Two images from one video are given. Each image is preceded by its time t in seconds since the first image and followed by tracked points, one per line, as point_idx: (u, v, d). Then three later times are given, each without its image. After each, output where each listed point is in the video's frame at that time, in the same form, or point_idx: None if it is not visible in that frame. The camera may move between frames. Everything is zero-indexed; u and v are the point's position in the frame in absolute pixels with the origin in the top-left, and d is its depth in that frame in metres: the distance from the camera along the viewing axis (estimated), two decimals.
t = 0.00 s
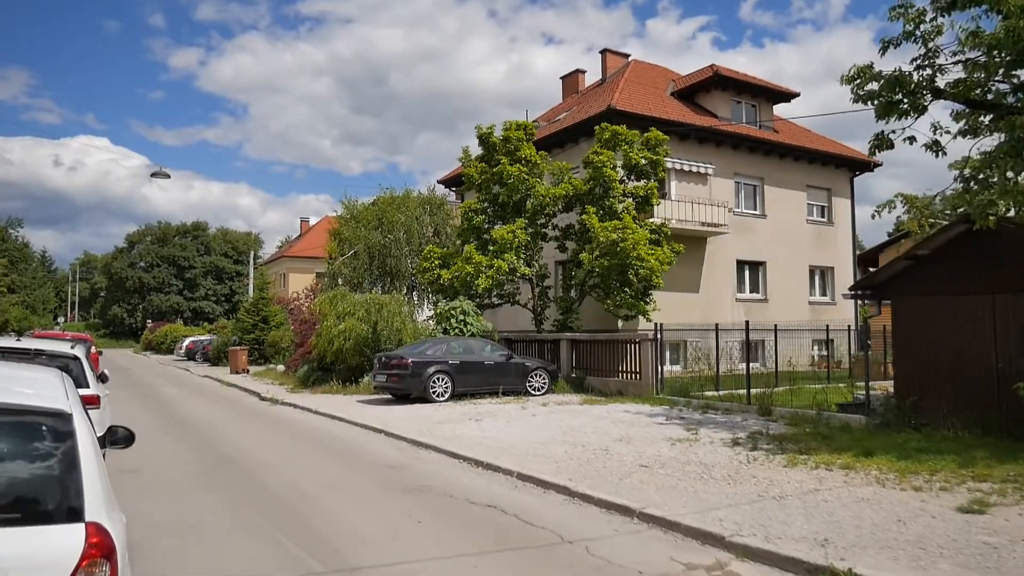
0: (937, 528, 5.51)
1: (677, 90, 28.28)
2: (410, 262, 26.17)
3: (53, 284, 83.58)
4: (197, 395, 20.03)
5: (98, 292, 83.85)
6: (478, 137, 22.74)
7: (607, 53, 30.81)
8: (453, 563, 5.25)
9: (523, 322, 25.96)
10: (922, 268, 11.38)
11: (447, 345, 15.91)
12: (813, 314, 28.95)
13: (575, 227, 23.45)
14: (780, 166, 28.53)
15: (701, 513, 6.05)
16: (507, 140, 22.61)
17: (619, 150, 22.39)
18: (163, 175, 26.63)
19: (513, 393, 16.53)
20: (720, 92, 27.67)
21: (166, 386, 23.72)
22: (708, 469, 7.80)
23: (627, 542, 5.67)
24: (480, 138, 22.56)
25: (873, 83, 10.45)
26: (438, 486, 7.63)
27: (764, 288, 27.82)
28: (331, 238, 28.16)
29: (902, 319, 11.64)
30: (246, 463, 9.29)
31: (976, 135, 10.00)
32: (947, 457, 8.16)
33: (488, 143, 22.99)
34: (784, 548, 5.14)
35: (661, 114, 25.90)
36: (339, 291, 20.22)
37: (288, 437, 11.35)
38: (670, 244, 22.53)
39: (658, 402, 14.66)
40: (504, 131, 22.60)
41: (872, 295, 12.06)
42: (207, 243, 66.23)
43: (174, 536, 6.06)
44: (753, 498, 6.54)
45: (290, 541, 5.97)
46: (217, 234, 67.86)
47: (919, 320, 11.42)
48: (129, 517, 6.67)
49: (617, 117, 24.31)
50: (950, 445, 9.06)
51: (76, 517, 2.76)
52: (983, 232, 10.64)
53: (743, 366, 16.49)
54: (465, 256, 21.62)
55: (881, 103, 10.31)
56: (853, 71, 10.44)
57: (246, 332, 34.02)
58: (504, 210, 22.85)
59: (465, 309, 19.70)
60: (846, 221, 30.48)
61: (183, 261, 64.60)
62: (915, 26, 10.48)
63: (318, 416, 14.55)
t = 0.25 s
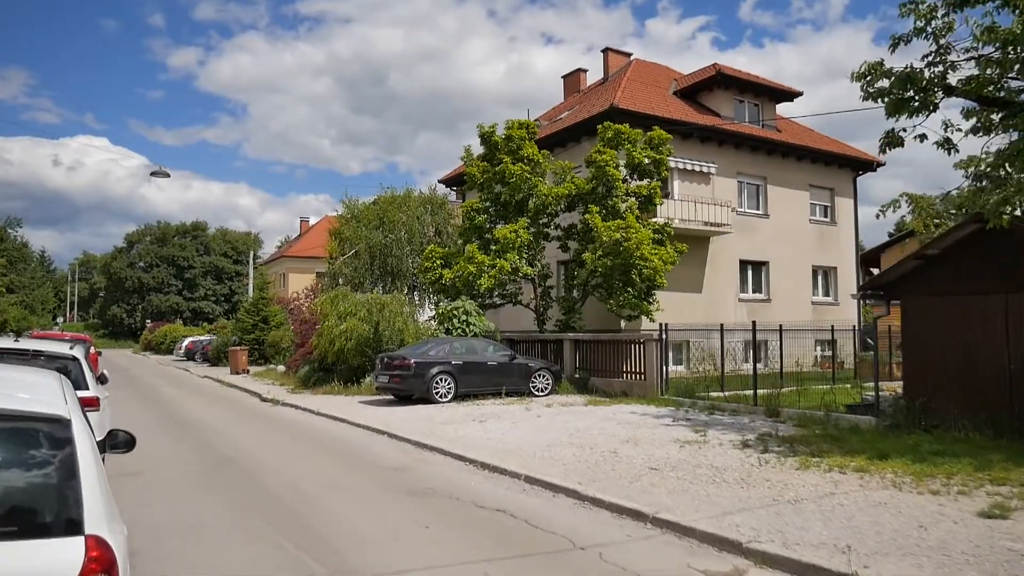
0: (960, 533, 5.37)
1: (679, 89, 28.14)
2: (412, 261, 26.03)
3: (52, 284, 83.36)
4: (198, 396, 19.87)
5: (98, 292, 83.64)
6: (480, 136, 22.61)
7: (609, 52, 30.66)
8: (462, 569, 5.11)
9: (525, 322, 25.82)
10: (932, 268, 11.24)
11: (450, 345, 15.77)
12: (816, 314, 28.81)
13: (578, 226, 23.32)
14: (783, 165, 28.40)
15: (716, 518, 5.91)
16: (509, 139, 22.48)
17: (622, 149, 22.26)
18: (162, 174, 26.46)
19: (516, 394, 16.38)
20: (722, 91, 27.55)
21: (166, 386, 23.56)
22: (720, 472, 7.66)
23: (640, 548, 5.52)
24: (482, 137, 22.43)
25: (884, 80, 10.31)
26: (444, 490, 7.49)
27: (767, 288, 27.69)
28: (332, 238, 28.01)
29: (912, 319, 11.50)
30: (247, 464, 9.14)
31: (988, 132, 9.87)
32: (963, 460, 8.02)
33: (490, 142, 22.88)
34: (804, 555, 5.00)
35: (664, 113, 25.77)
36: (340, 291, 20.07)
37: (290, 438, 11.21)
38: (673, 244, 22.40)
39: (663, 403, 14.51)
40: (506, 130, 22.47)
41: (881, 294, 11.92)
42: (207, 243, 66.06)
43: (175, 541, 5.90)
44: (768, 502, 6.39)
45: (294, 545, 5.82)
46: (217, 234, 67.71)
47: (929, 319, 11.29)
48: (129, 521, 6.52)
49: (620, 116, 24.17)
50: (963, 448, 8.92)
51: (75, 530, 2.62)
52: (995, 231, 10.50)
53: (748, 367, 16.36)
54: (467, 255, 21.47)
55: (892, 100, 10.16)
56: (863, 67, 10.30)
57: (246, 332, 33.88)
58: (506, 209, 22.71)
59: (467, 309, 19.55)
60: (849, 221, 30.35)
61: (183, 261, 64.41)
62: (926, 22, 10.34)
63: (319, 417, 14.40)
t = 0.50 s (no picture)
0: (987, 541, 5.23)
1: (682, 88, 28.00)
2: (413, 260, 25.89)
3: (50, 283, 83.08)
4: (198, 396, 19.73)
5: (96, 291, 83.41)
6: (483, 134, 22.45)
7: (611, 50, 30.50)
8: None
9: (527, 322, 25.68)
10: (944, 268, 11.09)
11: (453, 345, 15.62)
12: (819, 314, 28.69)
13: (581, 225, 23.18)
14: (786, 164, 28.26)
15: (733, 524, 5.76)
16: (512, 138, 22.33)
17: (625, 148, 22.11)
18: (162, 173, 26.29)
19: (520, 395, 16.23)
20: (726, 90, 27.41)
21: (166, 386, 23.39)
22: (733, 476, 7.51)
23: (656, 556, 5.37)
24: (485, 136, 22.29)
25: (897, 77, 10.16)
26: (453, 494, 7.33)
27: (770, 288, 27.55)
28: (333, 237, 27.84)
29: (923, 320, 11.35)
30: (251, 467, 8.98)
31: (1003, 129, 9.72)
32: (980, 463, 7.87)
33: (493, 141, 22.73)
34: (829, 563, 4.85)
35: (667, 111, 25.62)
36: (342, 291, 19.91)
37: (293, 441, 11.06)
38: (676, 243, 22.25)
39: (669, 404, 14.36)
40: (509, 128, 22.31)
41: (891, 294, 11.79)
42: (207, 242, 65.87)
43: (178, 549, 5.74)
44: (787, 508, 6.24)
45: (301, 553, 5.66)
46: (216, 233, 67.54)
47: (940, 320, 11.15)
48: (130, 528, 6.35)
49: (623, 115, 24.03)
50: (979, 450, 8.77)
51: (76, 546, 2.47)
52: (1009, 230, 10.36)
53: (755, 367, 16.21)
54: (470, 255, 21.31)
55: (905, 97, 10.01)
56: (876, 63, 10.16)
57: (246, 331, 33.74)
58: (509, 208, 22.55)
59: (470, 309, 19.40)
60: (852, 220, 30.21)
61: (182, 260, 64.20)
62: (939, 18, 10.19)
63: (322, 418, 14.24)
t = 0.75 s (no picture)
0: (1014, 547, 5.07)
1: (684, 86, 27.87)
2: (413, 260, 25.73)
3: (48, 283, 82.76)
4: (197, 397, 19.54)
5: (95, 291, 83.13)
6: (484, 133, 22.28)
7: (612, 49, 30.36)
8: None
9: (528, 321, 25.53)
10: (956, 267, 10.92)
11: (455, 345, 15.46)
12: (821, 314, 28.55)
13: (582, 225, 23.02)
14: (788, 163, 28.13)
15: (750, 530, 5.60)
16: (514, 136, 22.17)
17: (628, 146, 21.94)
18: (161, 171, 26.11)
19: (523, 396, 16.06)
20: (728, 89, 27.29)
21: (165, 386, 23.19)
22: (746, 479, 7.35)
23: (672, 563, 5.21)
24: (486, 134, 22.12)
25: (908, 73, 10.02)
26: (460, 498, 7.17)
27: (772, 287, 27.41)
28: (332, 236, 27.67)
29: (933, 320, 11.18)
30: (251, 470, 8.81)
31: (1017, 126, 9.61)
32: (997, 466, 7.71)
33: (494, 139, 22.57)
34: (853, 571, 4.69)
35: (669, 110, 25.48)
36: (342, 290, 19.74)
37: (294, 443, 10.88)
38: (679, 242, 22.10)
39: (674, 404, 14.20)
40: (511, 127, 22.14)
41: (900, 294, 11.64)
42: (205, 242, 65.66)
43: (177, 556, 5.55)
44: (803, 512, 6.09)
45: (306, 560, 5.49)
46: (215, 233, 67.34)
47: (951, 320, 10.98)
48: (129, 534, 6.16)
49: (625, 113, 23.88)
50: (994, 452, 8.61)
51: (71, 564, 2.31)
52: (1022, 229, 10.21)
53: (760, 366, 16.06)
54: (471, 254, 21.13)
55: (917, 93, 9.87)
56: (887, 59, 10.01)
57: (245, 331, 33.59)
58: (510, 207, 22.38)
59: (472, 309, 19.23)
60: (854, 220, 30.08)
61: (181, 260, 63.97)
62: (951, 14, 10.05)
63: (323, 419, 14.08)
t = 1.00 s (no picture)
0: None
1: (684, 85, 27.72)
2: (412, 260, 25.54)
3: (44, 283, 82.33)
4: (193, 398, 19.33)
5: (91, 291, 82.72)
6: (484, 131, 22.08)
7: (612, 47, 30.19)
8: None
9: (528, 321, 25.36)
10: (965, 265, 10.75)
11: (456, 345, 15.27)
12: (822, 313, 28.41)
13: (583, 224, 22.86)
14: (789, 162, 28.00)
15: (766, 536, 5.43)
16: (514, 134, 22.00)
17: (628, 145, 21.77)
18: (157, 170, 25.88)
19: (524, 396, 15.89)
20: (729, 87, 27.14)
21: (161, 387, 22.95)
22: (758, 482, 7.17)
23: (687, 570, 5.04)
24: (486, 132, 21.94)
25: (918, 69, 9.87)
26: (464, 502, 7.00)
27: (773, 287, 27.26)
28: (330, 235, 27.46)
29: (942, 319, 11.00)
30: (250, 474, 8.62)
31: None
32: (1013, 468, 7.55)
33: (494, 138, 22.39)
34: None
35: (670, 108, 25.33)
36: (340, 290, 19.53)
37: (293, 445, 10.69)
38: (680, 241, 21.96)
39: (677, 405, 14.04)
40: (511, 125, 21.97)
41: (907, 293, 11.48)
42: (202, 242, 65.36)
43: (176, 565, 5.36)
44: (819, 517, 5.92)
45: (308, 568, 5.30)
46: (212, 232, 67.05)
47: (960, 319, 10.81)
48: (126, 541, 5.97)
49: (626, 111, 23.72)
50: (1008, 453, 8.46)
51: None
52: None
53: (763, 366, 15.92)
54: (471, 254, 20.95)
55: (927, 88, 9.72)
56: (897, 54, 9.85)
57: (242, 331, 33.37)
58: (510, 206, 22.20)
59: (472, 308, 19.05)
60: (854, 219, 29.95)
61: (177, 259, 63.64)
62: (961, 9, 9.92)
63: (322, 420, 13.89)
